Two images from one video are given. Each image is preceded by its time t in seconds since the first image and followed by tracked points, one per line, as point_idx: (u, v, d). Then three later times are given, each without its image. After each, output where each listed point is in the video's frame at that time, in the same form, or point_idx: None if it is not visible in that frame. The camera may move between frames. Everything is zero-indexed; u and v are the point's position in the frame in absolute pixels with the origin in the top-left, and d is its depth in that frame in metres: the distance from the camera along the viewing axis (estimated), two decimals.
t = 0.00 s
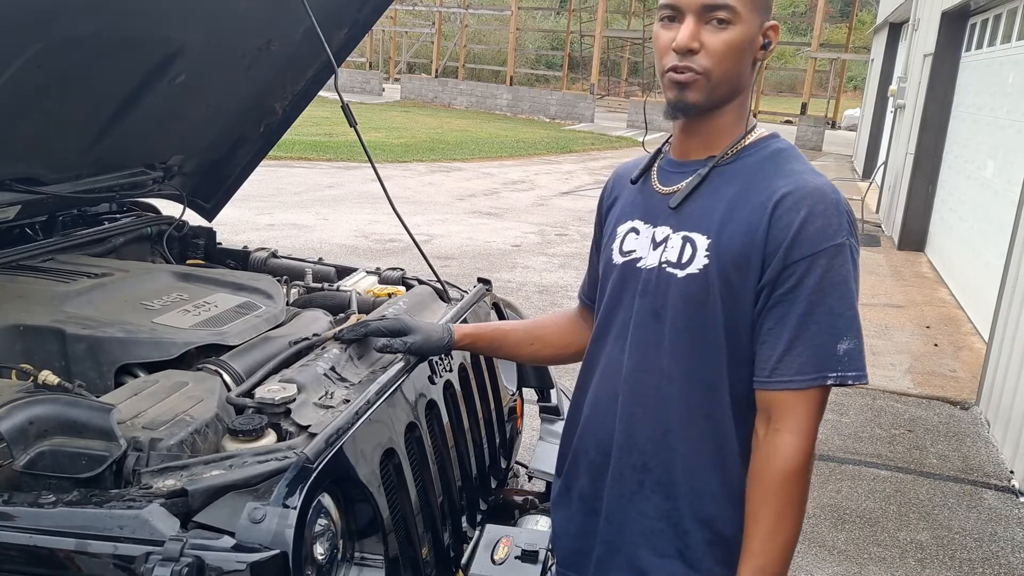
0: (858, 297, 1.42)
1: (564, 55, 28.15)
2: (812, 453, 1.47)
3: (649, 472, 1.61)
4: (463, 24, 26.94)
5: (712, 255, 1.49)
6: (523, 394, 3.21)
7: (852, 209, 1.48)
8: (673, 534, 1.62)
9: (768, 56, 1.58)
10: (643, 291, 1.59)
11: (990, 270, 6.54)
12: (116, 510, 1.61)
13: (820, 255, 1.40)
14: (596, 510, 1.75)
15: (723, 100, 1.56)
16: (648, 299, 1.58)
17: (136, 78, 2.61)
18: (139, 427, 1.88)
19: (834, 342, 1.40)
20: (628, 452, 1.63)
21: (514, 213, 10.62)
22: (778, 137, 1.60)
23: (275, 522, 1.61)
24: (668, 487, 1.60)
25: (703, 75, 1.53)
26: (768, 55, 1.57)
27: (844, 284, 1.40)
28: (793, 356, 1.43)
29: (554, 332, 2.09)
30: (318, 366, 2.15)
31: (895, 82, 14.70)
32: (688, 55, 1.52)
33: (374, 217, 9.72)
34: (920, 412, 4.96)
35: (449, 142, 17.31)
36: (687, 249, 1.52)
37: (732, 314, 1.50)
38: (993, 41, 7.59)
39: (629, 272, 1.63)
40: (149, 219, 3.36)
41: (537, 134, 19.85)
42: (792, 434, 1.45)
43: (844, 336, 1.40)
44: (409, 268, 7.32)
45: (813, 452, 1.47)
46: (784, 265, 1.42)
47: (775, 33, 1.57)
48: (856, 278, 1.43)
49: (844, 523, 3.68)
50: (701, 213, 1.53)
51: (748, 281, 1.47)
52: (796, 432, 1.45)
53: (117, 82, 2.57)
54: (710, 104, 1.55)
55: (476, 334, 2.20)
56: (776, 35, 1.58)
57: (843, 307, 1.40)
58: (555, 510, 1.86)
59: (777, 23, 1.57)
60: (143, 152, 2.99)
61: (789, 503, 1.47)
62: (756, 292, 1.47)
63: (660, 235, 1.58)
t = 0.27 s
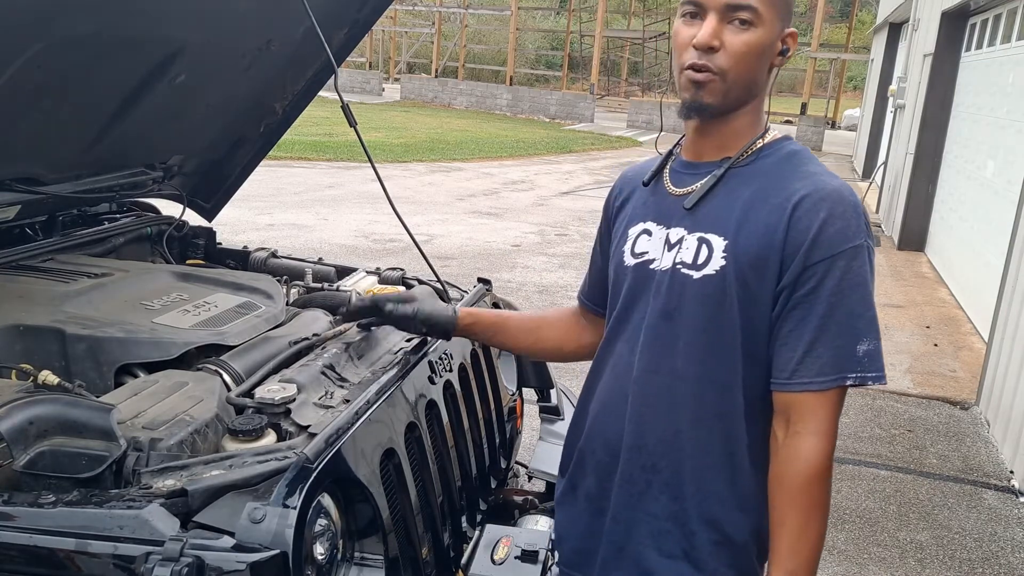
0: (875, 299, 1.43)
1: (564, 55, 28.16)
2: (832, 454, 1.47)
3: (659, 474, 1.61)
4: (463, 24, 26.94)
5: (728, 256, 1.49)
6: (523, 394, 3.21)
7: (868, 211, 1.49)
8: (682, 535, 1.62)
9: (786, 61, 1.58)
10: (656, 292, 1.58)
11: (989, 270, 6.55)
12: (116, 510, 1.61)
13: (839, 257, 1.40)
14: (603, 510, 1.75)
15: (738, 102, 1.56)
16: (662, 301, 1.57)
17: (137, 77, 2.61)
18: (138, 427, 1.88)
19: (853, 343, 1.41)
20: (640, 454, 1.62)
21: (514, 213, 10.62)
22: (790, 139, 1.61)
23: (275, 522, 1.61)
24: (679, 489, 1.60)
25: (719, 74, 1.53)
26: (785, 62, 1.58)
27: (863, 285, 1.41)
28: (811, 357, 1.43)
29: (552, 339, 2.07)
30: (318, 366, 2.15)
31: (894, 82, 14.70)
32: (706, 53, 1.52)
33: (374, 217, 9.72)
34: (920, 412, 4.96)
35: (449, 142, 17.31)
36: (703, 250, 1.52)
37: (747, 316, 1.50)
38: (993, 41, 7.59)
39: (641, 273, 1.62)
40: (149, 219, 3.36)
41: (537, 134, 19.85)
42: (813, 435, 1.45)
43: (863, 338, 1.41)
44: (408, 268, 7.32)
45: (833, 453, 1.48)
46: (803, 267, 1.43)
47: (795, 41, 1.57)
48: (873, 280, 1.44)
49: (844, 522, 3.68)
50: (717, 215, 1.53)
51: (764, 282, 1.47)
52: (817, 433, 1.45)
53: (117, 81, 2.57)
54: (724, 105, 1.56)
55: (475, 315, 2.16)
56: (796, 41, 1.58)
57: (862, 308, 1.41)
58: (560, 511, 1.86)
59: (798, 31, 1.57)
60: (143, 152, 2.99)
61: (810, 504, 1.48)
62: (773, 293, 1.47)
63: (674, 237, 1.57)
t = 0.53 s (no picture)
0: (881, 298, 1.43)
1: (564, 55, 28.16)
2: (839, 453, 1.47)
3: (666, 475, 1.61)
4: (463, 24, 26.94)
5: (734, 256, 1.49)
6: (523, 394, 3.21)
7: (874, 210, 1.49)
8: (690, 536, 1.62)
9: (780, 54, 1.55)
10: (662, 293, 1.58)
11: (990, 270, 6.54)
12: (116, 510, 1.61)
13: (845, 257, 1.40)
14: (610, 511, 1.75)
15: (727, 101, 1.56)
16: (668, 301, 1.57)
17: (137, 77, 2.61)
18: (138, 427, 1.88)
19: (859, 343, 1.41)
20: (646, 455, 1.62)
21: (514, 213, 10.61)
22: (797, 138, 1.61)
23: (275, 522, 1.61)
24: (686, 490, 1.60)
25: (701, 76, 1.54)
26: (780, 52, 1.55)
27: (870, 285, 1.40)
28: (817, 357, 1.43)
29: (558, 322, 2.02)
30: (318, 365, 2.15)
31: (894, 82, 14.70)
32: (686, 56, 1.53)
33: (374, 217, 9.72)
34: (920, 412, 4.96)
35: (449, 142, 17.31)
36: (708, 251, 1.52)
37: (753, 316, 1.50)
38: (993, 41, 7.59)
39: (647, 274, 1.62)
40: (150, 219, 3.36)
41: (537, 135, 19.85)
42: (821, 435, 1.46)
43: (870, 337, 1.41)
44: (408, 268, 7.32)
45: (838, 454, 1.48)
46: (808, 267, 1.42)
47: (789, 29, 1.54)
48: (880, 280, 1.43)
49: (844, 523, 3.68)
50: (722, 215, 1.53)
51: (769, 282, 1.47)
52: (823, 434, 1.45)
53: (117, 81, 2.57)
54: (712, 104, 1.56)
55: (495, 265, 2.07)
56: (790, 32, 1.54)
57: (868, 307, 1.40)
58: (567, 512, 1.86)
59: (792, 19, 1.54)
60: (144, 152, 2.99)
61: (818, 504, 1.48)
62: (779, 293, 1.47)
63: (680, 237, 1.57)
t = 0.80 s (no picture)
0: (880, 299, 1.42)
1: (564, 55, 28.16)
2: (833, 456, 1.47)
3: (667, 476, 1.61)
4: (463, 24, 26.94)
5: (733, 258, 1.49)
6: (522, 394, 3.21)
7: (874, 210, 1.48)
8: (691, 537, 1.62)
9: (753, 49, 1.51)
10: (662, 294, 1.58)
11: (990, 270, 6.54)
12: (116, 510, 1.61)
13: (841, 259, 1.39)
14: (612, 513, 1.75)
15: (700, 107, 1.55)
16: (668, 303, 1.57)
17: (137, 77, 2.61)
18: (138, 427, 1.88)
19: (856, 346, 1.41)
20: (648, 456, 1.63)
21: (514, 213, 10.61)
22: (797, 139, 1.60)
23: (275, 522, 1.61)
24: (687, 491, 1.60)
25: (666, 88, 1.55)
26: (752, 48, 1.51)
27: (867, 286, 1.40)
28: (814, 359, 1.43)
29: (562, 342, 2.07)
30: (318, 366, 2.15)
31: (894, 82, 14.70)
32: (651, 71, 1.56)
33: (374, 217, 9.72)
34: (920, 412, 4.96)
35: (449, 142, 17.31)
36: (707, 253, 1.51)
37: (752, 318, 1.50)
38: (993, 41, 7.59)
39: (648, 275, 1.62)
40: (149, 219, 3.36)
41: (537, 134, 19.85)
42: (815, 436, 1.45)
43: (867, 339, 1.41)
44: (408, 268, 7.32)
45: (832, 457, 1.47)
46: (805, 268, 1.42)
47: (759, 22, 1.49)
48: (878, 281, 1.43)
49: (844, 523, 3.68)
50: (721, 216, 1.53)
51: (768, 284, 1.47)
52: (818, 435, 1.45)
53: (117, 82, 2.57)
54: (684, 112, 1.56)
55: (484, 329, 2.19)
56: (761, 25, 1.49)
57: (866, 309, 1.40)
58: (569, 513, 1.86)
59: (762, 12, 1.49)
60: (143, 152, 2.99)
61: (811, 506, 1.48)
62: (777, 295, 1.47)
63: (680, 238, 1.57)
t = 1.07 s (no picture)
0: (871, 298, 1.42)
1: (564, 55, 28.16)
2: (823, 456, 1.47)
3: (661, 475, 1.62)
4: (463, 24, 26.93)
5: (724, 256, 1.49)
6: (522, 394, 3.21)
7: (867, 208, 1.47)
8: (686, 537, 1.62)
9: (736, 47, 1.51)
10: (655, 293, 1.58)
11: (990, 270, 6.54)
12: (116, 510, 1.61)
13: (831, 258, 1.39)
14: (608, 512, 1.75)
15: (686, 107, 1.56)
16: (661, 302, 1.57)
17: (137, 77, 2.61)
18: (138, 427, 1.88)
19: (846, 345, 1.40)
20: (642, 455, 1.63)
21: (514, 213, 10.61)
22: (792, 137, 1.59)
23: (275, 522, 1.61)
24: (681, 491, 1.60)
25: (651, 89, 1.56)
26: (735, 45, 1.51)
27: (857, 285, 1.39)
28: (804, 357, 1.43)
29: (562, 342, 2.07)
30: (318, 366, 2.15)
31: (894, 82, 14.70)
32: (636, 73, 1.57)
33: (374, 217, 9.72)
34: (920, 412, 4.96)
35: (449, 142, 17.31)
36: (699, 251, 1.52)
37: (744, 317, 1.50)
38: (993, 41, 7.59)
39: (642, 274, 1.62)
40: (150, 219, 3.36)
41: (537, 134, 19.85)
42: (804, 435, 1.45)
43: (857, 339, 1.40)
44: (409, 268, 7.32)
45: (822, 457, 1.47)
46: (795, 267, 1.42)
47: (741, 19, 1.49)
48: (869, 279, 1.42)
49: (844, 523, 3.68)
50: (713, 214, 1.53)
51: (759, 283, 1.47)
52: (808, 435, 1.45)
53: (117, 82, 2.57)
54: (670, 112, 1.57)
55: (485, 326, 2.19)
56: (743, 23, 1.49)
57: (856, 308, 1.40)
58: (566, 512, 1.86)
59: (744, 9, 1.49)
60: (144, 152, 2.99)
61: (800, 506, 1.48)
62: (768, 294, 1.47)
63: (673, 237, 1.57)
